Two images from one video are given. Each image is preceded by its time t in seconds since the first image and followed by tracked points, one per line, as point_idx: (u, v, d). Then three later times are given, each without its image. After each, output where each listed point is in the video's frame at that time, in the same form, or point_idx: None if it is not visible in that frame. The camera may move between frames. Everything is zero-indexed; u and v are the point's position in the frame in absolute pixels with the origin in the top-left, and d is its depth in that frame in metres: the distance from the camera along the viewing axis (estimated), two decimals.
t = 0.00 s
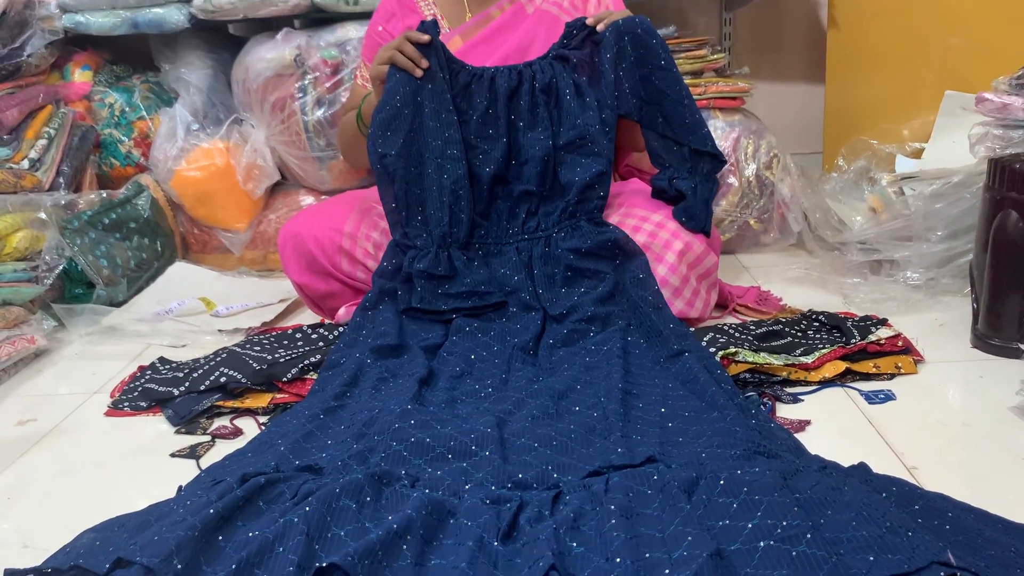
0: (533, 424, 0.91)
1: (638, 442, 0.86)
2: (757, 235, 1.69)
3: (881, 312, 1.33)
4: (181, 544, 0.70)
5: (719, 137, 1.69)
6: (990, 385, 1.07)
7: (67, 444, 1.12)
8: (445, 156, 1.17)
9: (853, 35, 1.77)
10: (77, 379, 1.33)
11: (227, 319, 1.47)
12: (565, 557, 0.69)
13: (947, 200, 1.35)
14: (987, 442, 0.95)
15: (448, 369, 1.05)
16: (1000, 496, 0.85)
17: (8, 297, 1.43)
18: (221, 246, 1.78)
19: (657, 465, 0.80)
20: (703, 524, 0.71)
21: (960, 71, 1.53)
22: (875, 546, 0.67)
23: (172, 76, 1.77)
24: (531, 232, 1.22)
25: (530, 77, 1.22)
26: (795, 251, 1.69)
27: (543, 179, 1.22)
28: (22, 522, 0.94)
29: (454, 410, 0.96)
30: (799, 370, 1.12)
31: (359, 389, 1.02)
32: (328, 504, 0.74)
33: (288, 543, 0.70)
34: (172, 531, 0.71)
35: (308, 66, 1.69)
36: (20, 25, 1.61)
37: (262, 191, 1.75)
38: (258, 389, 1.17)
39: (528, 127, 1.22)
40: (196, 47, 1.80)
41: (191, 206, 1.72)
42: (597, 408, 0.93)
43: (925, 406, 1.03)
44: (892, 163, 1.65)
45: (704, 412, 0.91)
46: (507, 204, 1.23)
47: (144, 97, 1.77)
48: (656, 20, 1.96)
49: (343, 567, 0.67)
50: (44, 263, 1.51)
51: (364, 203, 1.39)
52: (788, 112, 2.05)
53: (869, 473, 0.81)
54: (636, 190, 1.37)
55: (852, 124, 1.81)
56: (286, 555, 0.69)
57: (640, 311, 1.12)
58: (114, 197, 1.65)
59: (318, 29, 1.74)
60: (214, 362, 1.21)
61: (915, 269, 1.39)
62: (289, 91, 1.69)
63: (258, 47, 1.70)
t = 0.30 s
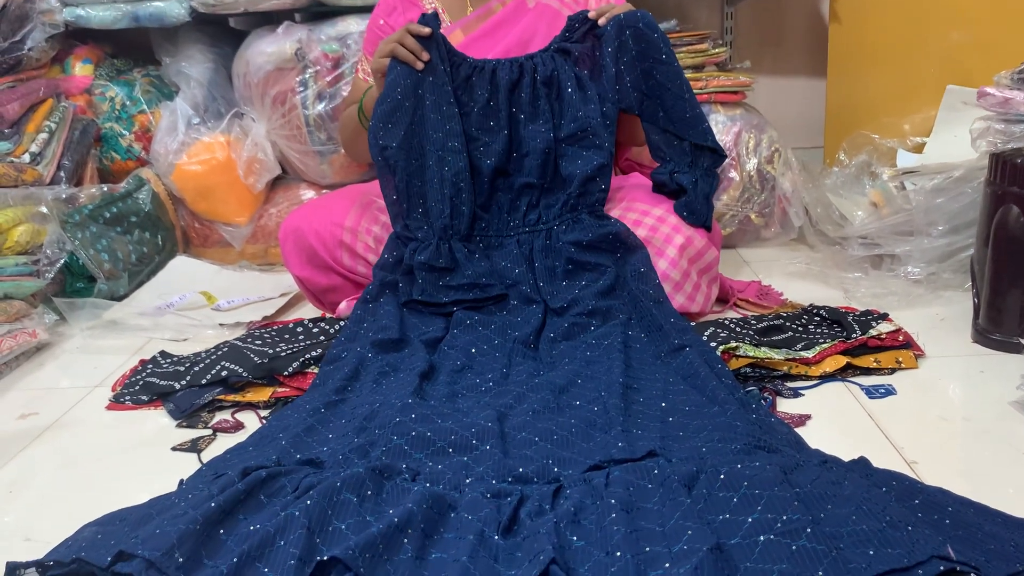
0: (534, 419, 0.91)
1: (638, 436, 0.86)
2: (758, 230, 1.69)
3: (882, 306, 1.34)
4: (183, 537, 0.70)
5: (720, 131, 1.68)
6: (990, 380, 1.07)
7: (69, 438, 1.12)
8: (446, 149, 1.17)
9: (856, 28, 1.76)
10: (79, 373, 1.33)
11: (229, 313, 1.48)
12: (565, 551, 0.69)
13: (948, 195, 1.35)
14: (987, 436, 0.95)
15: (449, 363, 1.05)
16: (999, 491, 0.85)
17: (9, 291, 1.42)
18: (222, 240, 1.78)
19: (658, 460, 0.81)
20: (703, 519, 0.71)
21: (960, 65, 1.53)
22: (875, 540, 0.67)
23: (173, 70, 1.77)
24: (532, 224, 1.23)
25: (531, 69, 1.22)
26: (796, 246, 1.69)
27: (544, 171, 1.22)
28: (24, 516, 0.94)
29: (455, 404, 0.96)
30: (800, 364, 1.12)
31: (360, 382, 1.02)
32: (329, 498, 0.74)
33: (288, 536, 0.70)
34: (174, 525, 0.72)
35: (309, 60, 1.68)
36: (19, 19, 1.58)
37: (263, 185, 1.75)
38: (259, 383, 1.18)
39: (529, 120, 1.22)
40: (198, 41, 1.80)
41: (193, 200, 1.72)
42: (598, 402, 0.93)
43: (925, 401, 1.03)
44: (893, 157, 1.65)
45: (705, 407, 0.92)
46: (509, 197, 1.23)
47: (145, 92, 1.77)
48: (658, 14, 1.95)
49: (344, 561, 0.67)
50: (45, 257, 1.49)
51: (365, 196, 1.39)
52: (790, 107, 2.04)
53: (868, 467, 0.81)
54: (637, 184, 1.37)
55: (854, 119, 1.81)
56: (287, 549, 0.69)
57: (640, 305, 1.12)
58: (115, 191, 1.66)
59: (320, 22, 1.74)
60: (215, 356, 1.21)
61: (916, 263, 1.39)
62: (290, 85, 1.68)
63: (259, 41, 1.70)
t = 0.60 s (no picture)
0: (533, 416, 0.91)
1: (637, 434, 0.87)
2: (758, 227, 1.69)
3: (882, 304, 1.34)
4: (184, 534, 0.71)
5: (720, 129, 1.69)
6: (989, 377, 1.08)
7: (71, 434, 1.12)
8: (446, 144, 1.17)
9: (857, 25, 1.76)
10: (81, 370, 1.33)
11: (230, 310, 1.48)
12: (564, 548, 0.70)
13: (948, 192, 1.35)
14: (985, 434, 0.95)
15: (449, 360, 1.05)
16: (997, 489, 0.85)
17: (12, 288, 1.42)
18: (223, 238, 1.79)
19: (658, 457, 0.81)
20: (702, 516, 0.72)
21: (960, 64, 1.53)
22: (874, 536, 0.67)
23: (174, 67, 1.77)
24: (532, 219, 1.23)
25: (532, 65, 1.22)
26: (796, 243, 1.69)
27: (544, 166, 1.22)
28: (26, 512, 0.95)
29: (455, 401, 0.96)
30: (799, 362, 1.13)
31: (360, 379, 1.02)
32: (329, 495, 0.75)
33: (289, 533, 0.71)
34: (174, 522, 0.72)
35: (310, 58, 1.68)
36: (21, 16, 1.59)
37: (265, 182, 1.75)
38: (260, 380, 1.18)
39: (529, 115, 1.22)
40: (199, 39, 1.80)
41: (194, 198, 1.72)
42: (597, 399, 0.93)
43: (924, 398, 1.04)
44: (894, 155, 1.65)
45: (704, 404, 0.92)
46: (509, 191, 1.23)
47: (146, 89, 1.77)
48: (659, 11, 1.95)
49: (344, 558, 0.68)
50: (47, 254, 1.50)
51: (365, 194, 1.39)
52: (791, 104, 2.04)
53: (867, 464, 0.81)
54: (637, 182, 1.37)
55: (855, 116, 1.81)
56: (288, 546, 0.70)
57: (640, 301, 1.12)
58: (116, 188, 1.66)
59: (321, 20, 1.74)
60: (216, 353, 1.22)
61: (916, 261, 1.39)
62: (291, 82, 1.68)
63: (260, 39, 1.70)
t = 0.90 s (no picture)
0: (534, 415, 0.91)
1: (638, 434, 0.87)
2: (759, 227, 1.70)
3: (882, 304, 1.34)
4: (185, 532, 0.71)
5: (721, 129, 1.69)
6: (990, 377, 1.08)
7: (72, 433, 1.13)
8: (448, 140, 1.17)
9: (859, 24, 1.76)
10: (82, 368, 1.34)
11: (231, 309, 1.48)
12: (564, 547, 0.70)
13: (949, 193, 1.35)
14: (986, 434, 0.96)
15: (450, 359, 1.05)
16: (998, 489, 0.85)
17: (13, 286, 1.41)
18: (224, 237, 1.79)
19: (659, 456, 0.81)
20: (703, 515, 0.72)
21: (961, 64, 1.52)
22: (874, 536, 0.67)
23: (175, 66, 1.77)
24: (533, 215, 1.23)
25: (533, 62, 1.22)
26: (797, 243, 1.69)
27: (545, 162, 1.22)
28: (27, 511, 0.95)
29: (456, 401, 0.96)
30: (800, 362, 1.13)
31: (361, 378, 1.02)
32: (330, 494, 0.75)
33: (290, 532, 0.71)
34: (175, 520, 0.72)
35: (312, 56, 1.68)
36: (23, 15, 1.60)
37: (266, 181, 1.76)
38: (261, 379, 1.18)
39: (530, 112, 1.22)
40: (200, 38, 1.81)
41: (195, 197, 1.72)
42: (598, 399, 0.93)
43: (924, 399, 1.04)
44: (894, 155, 1.65)
45: (704, 404, 0.92)
46: (510, 187, 1.24)
47: (147, 88, 1.77)
48: (660, 11, 1.95)
49: (345, 557, 0.68)
50: (48, 253, 1.51)
51: (365, 194, 1.40)
52: (793, 104, 2.04)
53: (867, 465, 0.81)
54: (638, 181, 1.37)
55: (856, 116, 1.81)
56: (289, 544, 0.70)
57: (642, 297, 1.12)
58: (118, 187, 1.66)
59: (323, 19, 1.74)
60: (217, 352, 1.22)
61: (917, 261, 1.39)
62: (293, 81, 1.68)
63: (261, 37, 1.70)
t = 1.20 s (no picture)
0: (535, 414, 0.91)
1: (640, 433, 0.87)
2: (760, 227, 1.69)
3: (884, 304, 1.34)
4: (187, 530, 0.71)
5: (722, 128, 1.69)
6: (991, 377, 1.08)
7: (73, 431, 1.12)
8: (448, 145, 1.17)
9: (861, 24, 1.76)
10: (83, 366, 1.33)
11: (232, 307, 1.48)
12: (566, 546, 0.70)
13: (951, 192, 1.35)
14: (987, 433, 0.95)
15: (451, 359, 1.05)
16: (999, 488, 0.85)
17: (14, 285, 1.41)
18: (224, 235, 1.79)
19: (660, 455, 0.81)
20: (705, 514, 0.72)
21: (964, 64, 1.52)
22: (876, 536, 0.67)
23: (176, 65, 1.76)
24: (535, 222, 1.23)
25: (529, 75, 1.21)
26: (798, 243, 1.69)
27: (548, 174, 1.23)
28: (28, 509, 0.95)
29: (457, 399, 0.96)
30: (801, 361, 1.13)
31: (362, 377, 1.02)
32: (332, 492, 0.75)
33: (291, 530, 0.71)
34: (177, 518, 0.72)
35: (313, 55, 1.68)
36: (24, 13, 1.60)
37: (267, 179, 1.75)
38: (262, 377, 1.18)
39: (530, 125, 1.22)
40: (201, 36, 1.80)
41: (196, 195, 1.72)
42: (600, 398, 0.93)
43: (925, 398, 1.04)
44: (896, 154, 1.65)
45: (706, 403, 0.92)
46: (511, 196, 1.24)
47: (148, 86, 1.77)
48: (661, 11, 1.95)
49: (347, 555, 0.68)
50: (49, 251, 1.49)
51: (367, 193, 1.39)
52: (795, 104, 2.04)
53: (869, 464, 0.81)
54: (639, 180, 1.37)
55: (858, 116, 1.81)
56: (290, 543, 0.70)
57: (642, 300, 1.12)
58: (119, 185, 1.66)
59: (323, 17, 1.73)
60: (218, 350, 1.21)
61: (918, 261, 1.39)
62: (294, 80, 1.68)
63: (262, 36, 1.70)
